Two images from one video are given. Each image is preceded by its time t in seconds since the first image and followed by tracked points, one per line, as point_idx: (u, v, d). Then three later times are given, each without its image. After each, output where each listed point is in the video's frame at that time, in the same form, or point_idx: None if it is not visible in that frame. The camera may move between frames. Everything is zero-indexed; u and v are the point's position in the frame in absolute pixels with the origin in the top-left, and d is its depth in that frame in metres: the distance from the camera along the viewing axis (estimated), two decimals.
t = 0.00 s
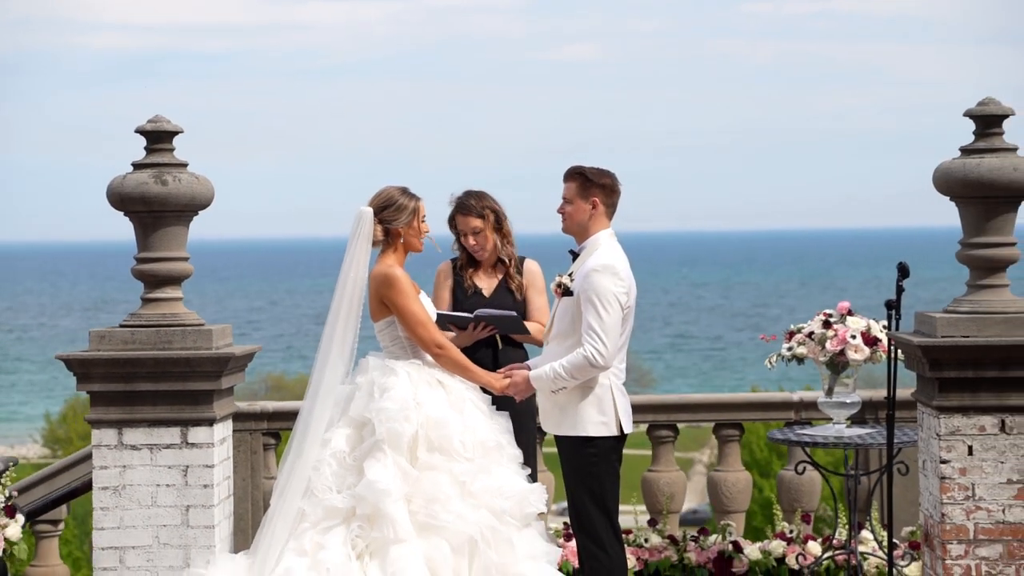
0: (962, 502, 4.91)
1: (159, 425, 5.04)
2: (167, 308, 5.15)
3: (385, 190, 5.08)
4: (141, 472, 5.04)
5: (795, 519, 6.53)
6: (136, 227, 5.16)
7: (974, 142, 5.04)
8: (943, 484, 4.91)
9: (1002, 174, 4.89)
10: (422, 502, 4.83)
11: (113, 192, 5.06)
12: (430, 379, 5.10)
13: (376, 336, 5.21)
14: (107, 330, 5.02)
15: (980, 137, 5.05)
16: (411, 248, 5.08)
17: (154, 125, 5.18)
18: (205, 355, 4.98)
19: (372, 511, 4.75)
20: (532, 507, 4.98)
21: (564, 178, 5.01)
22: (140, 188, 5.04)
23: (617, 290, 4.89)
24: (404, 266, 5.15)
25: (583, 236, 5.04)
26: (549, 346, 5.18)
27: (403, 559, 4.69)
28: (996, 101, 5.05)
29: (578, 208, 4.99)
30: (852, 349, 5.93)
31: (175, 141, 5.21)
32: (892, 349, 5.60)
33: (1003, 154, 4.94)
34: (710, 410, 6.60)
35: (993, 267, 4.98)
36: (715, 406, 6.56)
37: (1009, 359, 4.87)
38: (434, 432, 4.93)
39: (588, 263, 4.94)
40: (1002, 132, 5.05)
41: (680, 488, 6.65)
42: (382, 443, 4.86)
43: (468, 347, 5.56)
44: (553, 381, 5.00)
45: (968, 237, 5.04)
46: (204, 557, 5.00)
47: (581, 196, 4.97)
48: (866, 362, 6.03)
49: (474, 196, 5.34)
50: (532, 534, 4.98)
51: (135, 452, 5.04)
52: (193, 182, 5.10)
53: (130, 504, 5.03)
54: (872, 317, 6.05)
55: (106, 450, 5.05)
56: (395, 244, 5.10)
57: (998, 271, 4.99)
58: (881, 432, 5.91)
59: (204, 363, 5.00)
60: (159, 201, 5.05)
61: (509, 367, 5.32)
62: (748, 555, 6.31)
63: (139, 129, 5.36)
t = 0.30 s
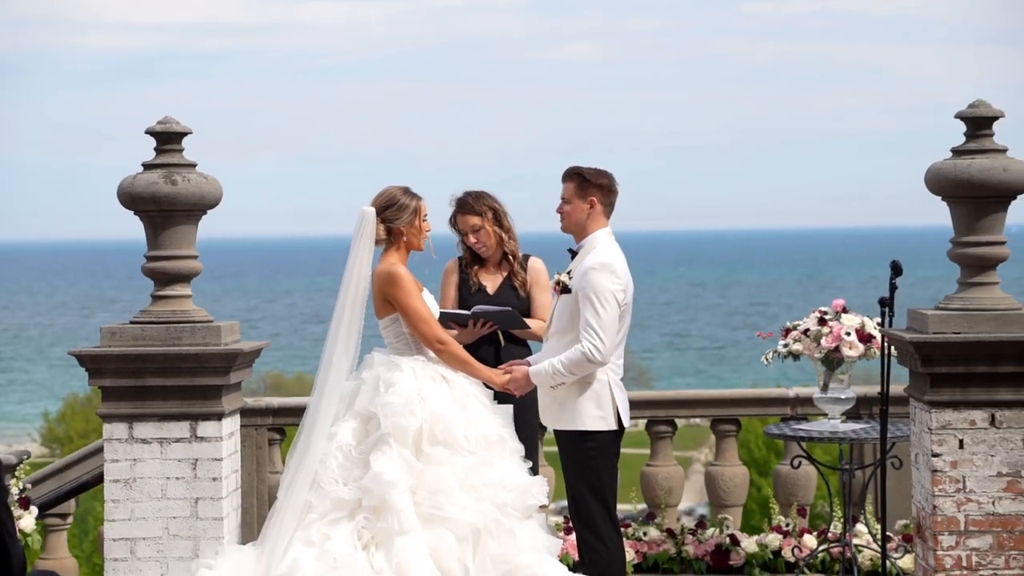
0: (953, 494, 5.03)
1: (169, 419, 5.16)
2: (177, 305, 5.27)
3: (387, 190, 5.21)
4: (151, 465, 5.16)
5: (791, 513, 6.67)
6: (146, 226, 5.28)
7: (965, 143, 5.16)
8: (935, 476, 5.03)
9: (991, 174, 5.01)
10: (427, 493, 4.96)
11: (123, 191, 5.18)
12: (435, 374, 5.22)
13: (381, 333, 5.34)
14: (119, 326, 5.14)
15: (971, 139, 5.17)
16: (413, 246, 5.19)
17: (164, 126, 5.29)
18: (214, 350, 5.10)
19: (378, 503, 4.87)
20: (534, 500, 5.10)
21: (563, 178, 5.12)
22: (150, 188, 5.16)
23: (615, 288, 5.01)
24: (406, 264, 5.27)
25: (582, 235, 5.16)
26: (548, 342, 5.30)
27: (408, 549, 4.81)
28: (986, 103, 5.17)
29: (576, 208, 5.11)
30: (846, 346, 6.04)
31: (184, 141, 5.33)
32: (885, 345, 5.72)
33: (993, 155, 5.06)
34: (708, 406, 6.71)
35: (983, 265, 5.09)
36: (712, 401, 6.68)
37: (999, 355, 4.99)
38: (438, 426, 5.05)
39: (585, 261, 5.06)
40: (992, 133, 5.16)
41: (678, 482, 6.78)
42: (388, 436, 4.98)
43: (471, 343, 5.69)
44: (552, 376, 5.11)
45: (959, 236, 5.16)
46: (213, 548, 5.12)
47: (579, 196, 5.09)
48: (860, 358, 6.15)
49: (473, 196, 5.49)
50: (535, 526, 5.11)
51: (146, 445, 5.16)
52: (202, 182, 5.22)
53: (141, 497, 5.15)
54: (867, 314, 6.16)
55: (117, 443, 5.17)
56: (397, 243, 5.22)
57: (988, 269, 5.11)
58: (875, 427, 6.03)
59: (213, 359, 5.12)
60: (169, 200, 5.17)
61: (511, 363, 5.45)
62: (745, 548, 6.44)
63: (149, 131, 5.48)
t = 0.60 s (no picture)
0: (944, 486, 5.15)
1: (177, 413, 5.28)
2: (185, 302, 5.39)
3: (390, 190, 5.33)
4: (161, 458, 5.28)
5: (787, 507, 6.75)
6: (155, 225, 5.40)
7: (956, 144, 5.28)
8: (926, 470, 5.15)
9: (981, 174, 5.13)
10: (430, 486, 5.08)
11: (133, 191, 5.30)
12: (437, 369, 5.35)
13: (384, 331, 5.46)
14: (129, 323, 5.25)
15: (962, 139, 5.29)
16: (413, 246, 5.31)
17: (172, 127, 5.41)
18: (222, 347, 5.22)
19: (382, 495, 4.99)
20: (534, 491, 5.21)
21: (562, 178, 5.24)
22: (159, 187, 5.27)
23: (613, 285, 5.13)
24: (407, 262, 5.38)
25: (581, 233, 5.29)
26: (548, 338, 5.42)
27: (412, 539, 4.93)
28: (977, 105, 5.29)
29: (575, 207, 5.23)
30: (841, 343, 6.17)
31: (192, 141, 5.45)
32: (879, 342, 5.84)
33: (984, 156, 5.18)
34: (706, 402, 6.83)
35: (974, 263, 5.21)
36: (710, 397, 6.79)
37: (989, 351, 5.11)
38: (441, 421, 5.18)
39: (584, 259, 5.18)
40: (982, 134, 5.28)
41: (676, 477, 6.90)
42: (392, 430, 5.10)
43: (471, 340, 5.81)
44: (551, 372, 5.22)
45: (950, 235, 5.28)
46: (221, 540, 5.24)
47: (578, 195, 5.21)
48: (855, 355, 6.26)
49: (472, 195, 5.61)
50: (534, 516, 5.20)
51: (155, 439, 5.28)
52: (210, 181, 5.34)
53: (150, 489, 5.27)
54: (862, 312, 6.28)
55: (127, 437, 5.29)
56: (398, 242, 5.33)
57: (979, 267, 5.23)
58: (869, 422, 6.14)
59: (221, 354, 5.24)
60: (177, 199, 5.28)
61: (511, 359, 5.58)
62: (741, 541, 6.58)
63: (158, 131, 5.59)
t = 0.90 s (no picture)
0: (935, 480, 5.26)
1: (185, 408, 5.39)
2: (193, 300, 5.50)
3: (392, 190, 5.45)
4: (169, 452, 5.40)
5: (783, 502, 6.88)
6: (163, 224, 5.51)
7: (947, 144, 5.39)
8: (918, 463, 5.27)
9: (972, 174, 5.24)
10: (432, 479, 5.18)
11: (142, 191, 5.41)
12: (439, 365, 5.46)
13: (386, 328, 5.57)
14: (138, 320, 5.37)
15: (953, 140, 5.40)
16: (414, 244, 5.42)
17: (180, 128, 5.52)
18: (229, 343, 5.34)
19: (386, 488, 5.09)
20: (535, 484, 5.32)
21: (561, 178, 5.37)
22: (168, 187, 5.39)
23: (611, 282, 5.25)
24: (407, 261, 5.49)
25: (580, 232, 5.40)
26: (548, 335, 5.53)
27: (415, 531, 5.03)
28: (968, 106, 5.41)
29: (574, 206, 5.34)
30: (836, 340, 6.26)
31: (200, 142, 5.56)
32: (872, 339, 5.95)
33: (975, 156, 5.29)
34: (703, 398, 6.94)
35: (965, 261, 5.33)
36: (708, 394, 6.90)
37: (979, 347, 5.23)
38: (443, 416, 5.29)
39: (583, 257, 5.29)
40: (973, 135, 5.40)
41: (675, 472, 7.03)
42: (395, 425, 5.21)
43: (471, 337, 5.92)
44: (550, 367, 5.34)
45: (942, 233, 5.39)
46: (228, 532, 5.36)
47: (577, 195, 5.33)
48: (849, 352, 6.38)
49: (476, 193, 5.73)
50: (535, 509, 5.32)
51: (163, 433, 5.40)
52: (217, 181, 5.45)
53: (159, 483, 5.39)
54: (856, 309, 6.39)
55: (136, 432, 5.41)
56: (399, 241, 5.44)
57: (970, 265, 5.34)
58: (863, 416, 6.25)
59: (228, 350, 5.36)
60: (185, 199, 5.39)
61: (510, 354, 5.70)
62: (739, 535, 6.68)
63: (166, 132, 5.71)
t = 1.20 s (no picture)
0: (927, 474, 5.38)
1: (192, 404, 5.51)
2: (200, 297, 5.62)
3: (395, 190, 5.56)
4: (176, 447, 5.51)
5: (779, 496, 7.01)
6: (171, 223, 5.63)
7: (938, 145, 5.51)
8: (909, 457, 5.38)
9: (963, 174, 5.36)
10: (436, 472, 5.28)
11: (150, 190, 5.52)
12: (442, 362, 5.58)
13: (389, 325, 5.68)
14: (145, 317, 5.48)
15: (944, 141, 5.52)
16: (417, 244, 5.54)
17: (187, 129, 5.63)
18: (235, 340, 5.44)
19: (390, 481, 5.20)
20: (536, 478, 5.45)
21: (560, 178, 5.48)
22: (175, 187, 5.50)
23: (609, 281, 5.36)
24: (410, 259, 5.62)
25: (579, 231, 5.51)
26: (548, 332, 5.64)
27: (418, 524, 5.15)
28: (958, 107, 5.52)
29: (574, 206, 5.46)
30: (831, 337, 6.39)
31: (206, 143, 5.67)
32: (866, 336, 6.06)
33: (965, 157, 5.41)
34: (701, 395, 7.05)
35: (956, 259, 5.45)
36: (705, 390, 7.01)
37: (969, 344, 5.33)
38: (446, 412, 5.40)
39: (582, 256, 5.40)
40: (963, 136, 5.51)
41: (672, 467, 7.15)
42: (399, 420, 5.32)
43: (474, 333, 6.04)
44: (550, 363, 5.45)
45: (933, 233, 5.51)
46: (234, 524, 5.48)
47: (576, 195, 5.44)
48: (843, 349, 6.49)
49: (479, 193, 5.84)
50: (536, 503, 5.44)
51: (171, 428, 5.51)
52: (224, 181, 5.56)
53: (167, 476, 5.51)
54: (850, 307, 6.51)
55: (144, 426, 5.52)
56: (401, 240, 5.57)
57: (960, 263, 5.46)
58: (856, 412, 6.36)
59: (233, 347, 5.46)
60: (192, 199, 5.50)
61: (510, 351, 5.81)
62: (735, 529, 6.79)
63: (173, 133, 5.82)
